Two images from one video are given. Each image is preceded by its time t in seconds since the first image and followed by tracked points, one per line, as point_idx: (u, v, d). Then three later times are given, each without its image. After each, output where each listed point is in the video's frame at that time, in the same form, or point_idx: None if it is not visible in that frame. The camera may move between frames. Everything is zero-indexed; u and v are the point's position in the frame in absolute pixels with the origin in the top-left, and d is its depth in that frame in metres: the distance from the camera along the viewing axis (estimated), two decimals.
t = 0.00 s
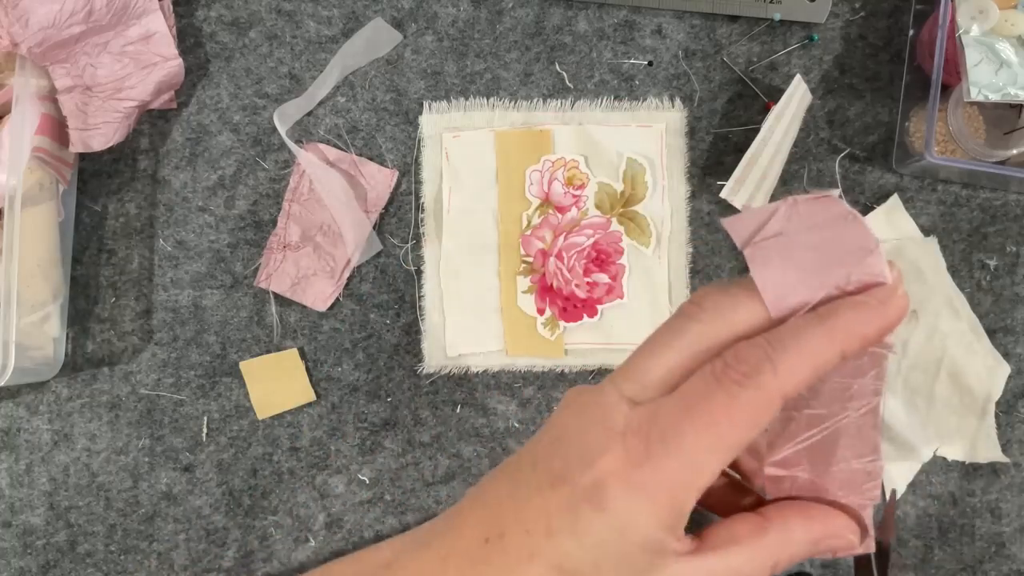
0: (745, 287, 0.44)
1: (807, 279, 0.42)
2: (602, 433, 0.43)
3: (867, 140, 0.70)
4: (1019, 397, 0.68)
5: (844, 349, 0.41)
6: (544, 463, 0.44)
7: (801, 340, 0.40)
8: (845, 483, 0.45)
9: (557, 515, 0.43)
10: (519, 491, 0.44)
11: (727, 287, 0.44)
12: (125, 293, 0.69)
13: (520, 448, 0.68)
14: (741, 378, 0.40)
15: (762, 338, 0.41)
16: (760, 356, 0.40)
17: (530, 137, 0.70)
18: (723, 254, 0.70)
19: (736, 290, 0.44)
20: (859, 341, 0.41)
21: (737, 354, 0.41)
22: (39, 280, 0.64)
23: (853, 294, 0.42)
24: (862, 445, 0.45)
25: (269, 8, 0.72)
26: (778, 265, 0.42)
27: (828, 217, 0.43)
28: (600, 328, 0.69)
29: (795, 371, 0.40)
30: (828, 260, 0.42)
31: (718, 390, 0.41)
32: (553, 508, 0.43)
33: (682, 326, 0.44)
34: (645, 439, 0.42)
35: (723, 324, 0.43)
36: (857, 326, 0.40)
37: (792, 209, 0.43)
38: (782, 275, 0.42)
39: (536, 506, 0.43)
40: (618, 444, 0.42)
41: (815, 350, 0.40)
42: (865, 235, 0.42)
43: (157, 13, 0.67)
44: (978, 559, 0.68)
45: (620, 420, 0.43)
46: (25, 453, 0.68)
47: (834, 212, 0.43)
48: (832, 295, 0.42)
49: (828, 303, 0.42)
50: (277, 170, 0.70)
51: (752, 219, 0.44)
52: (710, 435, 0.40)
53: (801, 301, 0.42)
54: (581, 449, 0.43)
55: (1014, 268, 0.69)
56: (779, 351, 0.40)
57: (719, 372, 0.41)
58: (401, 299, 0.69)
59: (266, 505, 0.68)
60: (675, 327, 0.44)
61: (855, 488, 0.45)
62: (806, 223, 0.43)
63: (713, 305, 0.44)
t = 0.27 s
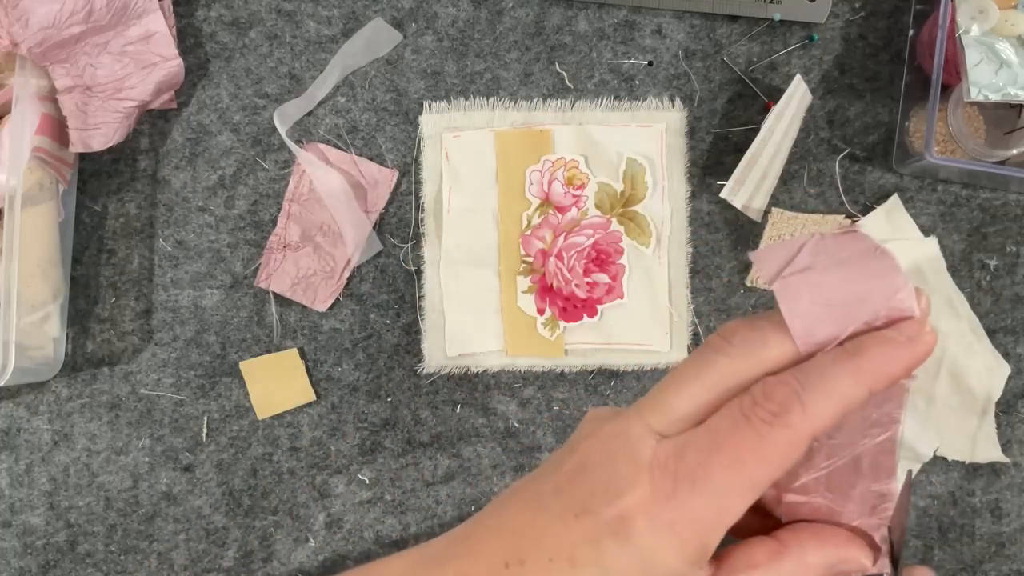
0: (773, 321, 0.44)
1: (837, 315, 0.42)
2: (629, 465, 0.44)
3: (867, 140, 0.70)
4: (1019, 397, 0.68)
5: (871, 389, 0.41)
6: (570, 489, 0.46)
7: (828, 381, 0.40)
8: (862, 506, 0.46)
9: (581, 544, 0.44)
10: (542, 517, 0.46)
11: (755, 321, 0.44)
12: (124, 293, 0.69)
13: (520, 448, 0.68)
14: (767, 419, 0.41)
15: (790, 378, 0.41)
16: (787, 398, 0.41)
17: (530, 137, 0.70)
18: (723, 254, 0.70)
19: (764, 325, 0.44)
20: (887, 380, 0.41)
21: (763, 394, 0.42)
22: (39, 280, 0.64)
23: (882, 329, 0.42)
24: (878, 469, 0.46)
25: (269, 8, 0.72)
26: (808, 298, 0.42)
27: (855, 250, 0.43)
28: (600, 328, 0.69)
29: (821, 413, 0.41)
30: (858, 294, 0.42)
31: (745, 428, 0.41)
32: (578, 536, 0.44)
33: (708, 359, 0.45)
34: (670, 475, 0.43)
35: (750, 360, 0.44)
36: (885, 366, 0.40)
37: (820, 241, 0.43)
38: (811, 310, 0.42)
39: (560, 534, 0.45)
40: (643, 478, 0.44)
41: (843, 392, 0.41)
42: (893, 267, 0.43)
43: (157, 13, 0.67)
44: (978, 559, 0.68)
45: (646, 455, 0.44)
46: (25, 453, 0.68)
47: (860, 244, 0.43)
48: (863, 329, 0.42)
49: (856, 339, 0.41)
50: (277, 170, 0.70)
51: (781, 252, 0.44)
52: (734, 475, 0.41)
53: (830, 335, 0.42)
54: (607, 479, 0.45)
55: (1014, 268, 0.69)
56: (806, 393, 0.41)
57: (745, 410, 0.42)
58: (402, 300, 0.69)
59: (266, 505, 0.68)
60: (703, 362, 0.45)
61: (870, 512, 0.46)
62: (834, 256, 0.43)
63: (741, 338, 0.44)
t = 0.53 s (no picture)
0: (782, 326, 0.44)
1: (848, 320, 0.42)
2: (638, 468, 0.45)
3: (867, 140, 0.70)
4: (1020, 397, 0.68)
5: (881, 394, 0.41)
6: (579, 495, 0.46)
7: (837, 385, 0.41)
8: (874, 510, 0.45)
9: (589, 549, 0.44)
10: (549, 519, 0.46)
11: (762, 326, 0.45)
12: (124, 293, 0.69)
13: (520, 448, 0.68)
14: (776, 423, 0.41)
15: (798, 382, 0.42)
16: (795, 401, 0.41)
17: (530, 137, 0.70)
18: (723, 254, 0.70)
19: (772, 330, 0.44)
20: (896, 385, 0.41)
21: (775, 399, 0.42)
22: (39, 280, 0.64)
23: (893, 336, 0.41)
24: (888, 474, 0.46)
25: (269, 9, 0.72)
26: (818, 304, 0.42)
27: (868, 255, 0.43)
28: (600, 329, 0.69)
29: (829, 419, 0.41)
30: (867, 299, 0.42)
31: (754, 433, 0.42)
32: (586, 541, 0.44)
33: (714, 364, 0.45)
34: (678, 479, 0.43)
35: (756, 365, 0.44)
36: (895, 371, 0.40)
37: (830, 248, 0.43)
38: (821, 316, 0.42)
39: (567, 537, 0.45)
40: (651, 483, 0.44)
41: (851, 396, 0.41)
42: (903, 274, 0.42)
43: (157, 13, 0.67)
44: (978, 559, 0.68)
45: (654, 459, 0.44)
46: (25, 453, 0.68)
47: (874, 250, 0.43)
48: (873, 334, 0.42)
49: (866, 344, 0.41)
50: (277, 170, 0.70)
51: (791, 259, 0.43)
52: (742, 479, 0.41)
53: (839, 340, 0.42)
54: (615, 482, 0.45)
55: (1014, 268, 0.69)
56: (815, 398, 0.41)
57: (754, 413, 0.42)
58: (402, 300, 0.69)
59: (266, 505, 0.68)
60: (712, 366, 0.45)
61: (881, 517, 0.45)
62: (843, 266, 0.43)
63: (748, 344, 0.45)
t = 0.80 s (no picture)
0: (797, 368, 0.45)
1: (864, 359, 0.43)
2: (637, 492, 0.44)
3: (867, 140, 0.70)
4: (1020, 397, 0.68)
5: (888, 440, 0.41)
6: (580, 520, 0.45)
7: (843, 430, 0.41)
8: (870, 562, 0.47)
9: (582, 571, 0.44)
10: (543, 538, 0.45)
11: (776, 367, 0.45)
12: (124, 293, 0.69)
13: (520, 448, 0.68)
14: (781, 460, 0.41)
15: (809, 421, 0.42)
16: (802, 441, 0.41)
17: (530, 137, 0.70)
18: (723, 254, 0.70)
19: (785, 372, 0.45)
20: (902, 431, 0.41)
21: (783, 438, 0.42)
22: (39, 280, 0.64)
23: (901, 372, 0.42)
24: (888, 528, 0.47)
25: (269, 8, 0.72)
26: (831, 342, 0.43)
27: (884, 295, 0.44)
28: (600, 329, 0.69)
29: (833, 461, 0.41)
30: (878, 336, 0.43)
31: (762, 469, 0.41)
32: (579, 562, 0.44)
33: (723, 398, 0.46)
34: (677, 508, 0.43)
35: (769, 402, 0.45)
36: (906, 417, 0.41)
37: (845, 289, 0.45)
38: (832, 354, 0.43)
39: (562, 557, 0.44)
40: (650, 507, 0.44)
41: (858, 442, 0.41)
42: (920, 312, 0.43)
43: (157, 13, 0.67)
44: (978, 559, 0.68)
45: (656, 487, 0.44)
46: (25, 453, 0.68)
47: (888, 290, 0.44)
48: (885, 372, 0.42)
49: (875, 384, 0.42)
50: (277, 170, 0.70)
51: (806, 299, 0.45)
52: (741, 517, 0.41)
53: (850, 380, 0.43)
54: (615, 504, 0.45)
55: (1014, 268, 0.69)
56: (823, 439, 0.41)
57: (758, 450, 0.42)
58: (402, 300, 0.69)
59: (266, 505, 0.68)
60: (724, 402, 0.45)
61: (880, 567, 0.46)
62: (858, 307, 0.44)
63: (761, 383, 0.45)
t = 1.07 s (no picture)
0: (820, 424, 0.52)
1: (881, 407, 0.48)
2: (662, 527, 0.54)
3: (867, 140, 0.70)
4: (1020, 397, 0.68)
5: (906, 487, 0.47)
6: (594, 549, 0.55)
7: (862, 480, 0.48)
8: None
9: None
10: (562, 564, 0.55)
11: (798, 421, 0.52)
12: (124, 293, 0.69)
13: (520, 448, 0.68)
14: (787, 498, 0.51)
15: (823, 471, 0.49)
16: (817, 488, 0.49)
17: (531, 137, 0.70)
18: (723, 254, 0.70)
19: (807, 425, 0.52)
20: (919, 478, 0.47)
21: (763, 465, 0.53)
22: (39, 280, 0.64)
23: (919, 421, 0.46)
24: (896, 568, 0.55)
25: (269, 9, 0.72)
26: (857, 388, 0.47)
27: (911, 345, 0.47)
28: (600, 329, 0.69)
29: (852, 508, 0.48)
30: (900, 384, 0.47)
31: (777, 514, 0.50)
32: None
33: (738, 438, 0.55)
34: (698, 543, 0.52)
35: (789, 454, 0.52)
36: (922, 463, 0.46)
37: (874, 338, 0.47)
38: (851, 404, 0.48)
39: None
40: (670, 542, 0.53)
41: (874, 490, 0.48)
42: (943, 361, 0.47)
43: (157, 13, 0.67)
44: (978, 559, 0.68)
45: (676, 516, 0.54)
46: (25, 453, 0.68)
47: (917, 341, 0.47)
48: (902, 418, 0.47)
49: (891, 435, 0.47)
50: (278, 170, 0.70)
51: (836, 347, 0.48)
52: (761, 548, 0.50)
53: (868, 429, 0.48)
54: (639, 535, 0.54)
55: (1014, 268, 0.69)
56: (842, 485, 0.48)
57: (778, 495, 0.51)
58: (402, 299, 0.69)
59: (266, 505, 0.68)
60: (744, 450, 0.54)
61: None
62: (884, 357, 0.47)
63: (786, 436, 0.53)
